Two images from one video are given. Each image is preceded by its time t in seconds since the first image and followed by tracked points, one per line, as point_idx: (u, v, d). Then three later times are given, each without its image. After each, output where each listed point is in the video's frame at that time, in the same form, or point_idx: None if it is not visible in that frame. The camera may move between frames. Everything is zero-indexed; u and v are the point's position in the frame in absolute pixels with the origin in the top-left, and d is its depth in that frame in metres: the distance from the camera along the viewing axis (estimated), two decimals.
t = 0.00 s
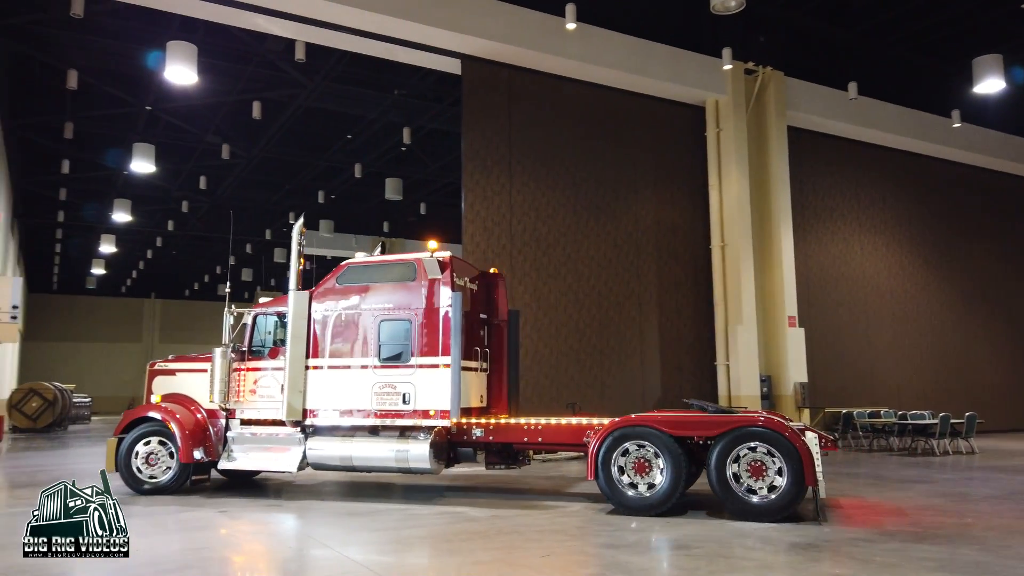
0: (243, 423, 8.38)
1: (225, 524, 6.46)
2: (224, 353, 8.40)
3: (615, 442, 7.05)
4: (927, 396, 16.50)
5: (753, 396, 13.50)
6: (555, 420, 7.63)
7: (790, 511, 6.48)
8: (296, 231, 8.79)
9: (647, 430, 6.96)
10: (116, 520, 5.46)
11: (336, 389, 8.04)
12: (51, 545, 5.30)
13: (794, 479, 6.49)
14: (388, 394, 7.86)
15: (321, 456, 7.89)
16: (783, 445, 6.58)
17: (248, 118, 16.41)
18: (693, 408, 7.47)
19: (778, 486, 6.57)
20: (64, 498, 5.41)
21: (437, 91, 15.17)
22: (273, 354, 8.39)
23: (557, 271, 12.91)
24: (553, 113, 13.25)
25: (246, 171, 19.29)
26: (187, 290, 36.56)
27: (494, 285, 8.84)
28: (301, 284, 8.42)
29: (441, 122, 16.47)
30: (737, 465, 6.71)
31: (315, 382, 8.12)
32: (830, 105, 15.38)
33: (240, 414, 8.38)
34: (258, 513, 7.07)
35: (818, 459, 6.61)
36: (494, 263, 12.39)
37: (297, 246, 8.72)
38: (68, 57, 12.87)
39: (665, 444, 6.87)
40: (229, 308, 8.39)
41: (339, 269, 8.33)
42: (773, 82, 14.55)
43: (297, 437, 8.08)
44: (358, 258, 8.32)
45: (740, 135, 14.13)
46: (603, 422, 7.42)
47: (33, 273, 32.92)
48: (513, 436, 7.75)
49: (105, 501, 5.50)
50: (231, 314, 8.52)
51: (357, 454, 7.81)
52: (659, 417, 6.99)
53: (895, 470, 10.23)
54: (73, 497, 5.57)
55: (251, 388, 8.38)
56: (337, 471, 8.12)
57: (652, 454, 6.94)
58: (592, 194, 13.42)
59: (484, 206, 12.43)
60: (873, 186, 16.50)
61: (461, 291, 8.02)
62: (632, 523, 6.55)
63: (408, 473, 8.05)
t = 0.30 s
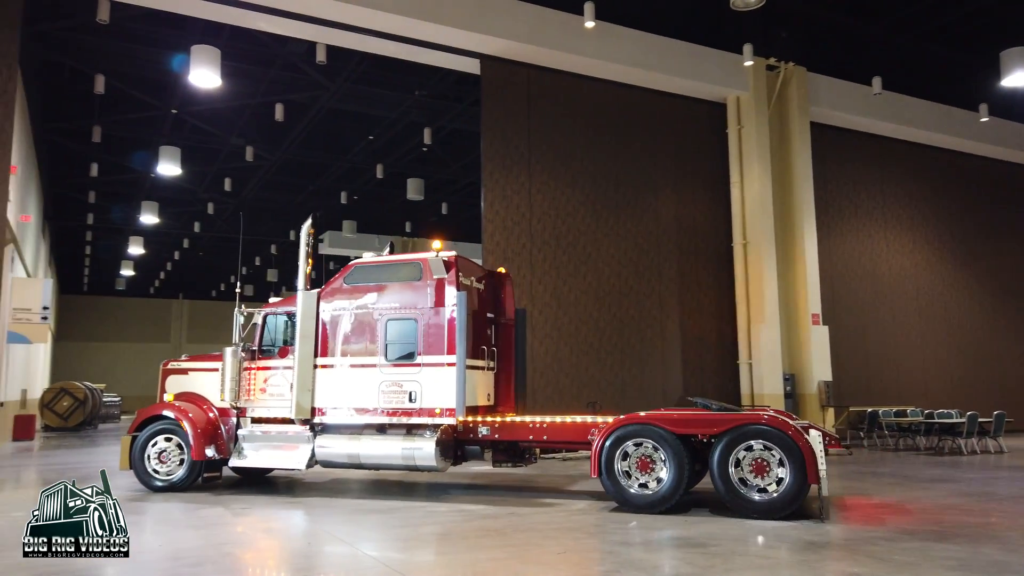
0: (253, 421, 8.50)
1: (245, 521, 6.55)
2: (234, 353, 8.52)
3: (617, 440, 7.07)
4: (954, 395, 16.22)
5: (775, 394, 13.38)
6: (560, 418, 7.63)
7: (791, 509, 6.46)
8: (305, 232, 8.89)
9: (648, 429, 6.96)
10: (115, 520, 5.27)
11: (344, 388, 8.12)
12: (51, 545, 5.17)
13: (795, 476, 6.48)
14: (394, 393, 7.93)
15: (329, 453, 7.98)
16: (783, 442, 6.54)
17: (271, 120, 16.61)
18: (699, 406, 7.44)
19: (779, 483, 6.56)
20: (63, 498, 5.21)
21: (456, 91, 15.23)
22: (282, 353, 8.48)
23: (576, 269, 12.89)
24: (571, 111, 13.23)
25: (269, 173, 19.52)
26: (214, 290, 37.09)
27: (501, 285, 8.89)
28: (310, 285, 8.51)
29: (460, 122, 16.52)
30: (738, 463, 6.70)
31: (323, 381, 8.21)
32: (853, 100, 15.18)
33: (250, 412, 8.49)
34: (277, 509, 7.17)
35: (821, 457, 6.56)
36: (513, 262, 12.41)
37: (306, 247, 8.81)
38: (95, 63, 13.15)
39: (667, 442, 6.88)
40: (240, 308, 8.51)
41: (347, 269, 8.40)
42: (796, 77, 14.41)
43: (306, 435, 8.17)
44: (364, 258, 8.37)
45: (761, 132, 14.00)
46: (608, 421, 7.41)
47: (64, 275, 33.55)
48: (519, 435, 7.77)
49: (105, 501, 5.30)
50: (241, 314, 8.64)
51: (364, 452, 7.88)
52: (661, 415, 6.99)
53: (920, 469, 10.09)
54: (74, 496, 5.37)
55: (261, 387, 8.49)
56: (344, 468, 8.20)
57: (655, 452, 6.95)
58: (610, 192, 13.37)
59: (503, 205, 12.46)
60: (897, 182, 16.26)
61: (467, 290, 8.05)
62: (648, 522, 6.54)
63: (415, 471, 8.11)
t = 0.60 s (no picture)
0: (263, 420, 8.58)
1: (259, 519, 6.62)
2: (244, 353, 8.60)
3: (620, 440, 7.07)
4: (976, 394, 16.00)
5: (792, 394, 13.28)
6: (565, 418, 7.64)
7: (795, 509, 6.42)
8: (313, 233, 8.95)
9: (652, 429, 6.96)
10: (116, 520, 5.21)
11: (351, 388, 8.18)
12: (52, 545, 5.12)
13: (798, 475, 6.44)
14: (400, 392, 7.98)
15: (336, 452, 8.04)
16: (785, 442, 6.51)
17: (289, 122, 16.74)
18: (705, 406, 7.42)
19: (783, 483, 6.52)
20: (63, 499, 5.09)
21: (471, 92, 15.26)
22: (291, 353, 8.54)
23: (590, 269, 12.87)
24: (585, 111, 13.20)
25: (287, 174, 19.66)
26: (234, 290, 37.42)
27: (508, 285, 8.91)
28: (318, 285, 8.58)
29: (475, 123, 16.54)
30: (741, 463, 6.67)
31: (331, 381, 8.28)
32: (871, 98, 15.03)
33: (260, 411, 8.57)
34: (290, 508, 7.24)
35: (826, 458, 6.52)
36: (528, 262, 12.42)
37: (315, 248, 8.88)
38: (116, 66, 13.33)
39: (672, 442, 6.87)
40: (249, 308, 8.59)
41: (355, 270, 8.46)
42: (813, 74, 14.27)
43: (314, 434, 8.24)
44: (372, 259, 8.42)
45: (778, 130, 13.90)
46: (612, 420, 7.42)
47: (87, 276, 34.01)
48: (524, 434, 7.78)
49: (105, 502, 5.21)
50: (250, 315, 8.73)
51: (371, 451, 7.92)
52: (667, 414, 6.99)
53: (940, 470, 9.98)
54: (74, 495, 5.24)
55: (271, 386, 8.55)
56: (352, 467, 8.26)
57: (660, 451, 6.95)
58: (624, 192, 13.32)
59: (518, 205, 12.47)
60: (916, 179, 16.07)
61: (473, 291, 8.08)
62: (661, 521, 6.54)
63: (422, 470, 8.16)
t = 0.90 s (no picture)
0: (269, 419, 8.62)
1: (268, 517, 6.65)
2: (250, 351, 8.64)
3: (624, 440, 7.08)
4: (988, 395, 15.88)
5: (803, 394, 13.21)
6: (569, 417, 7.64)
7: (800, 508, 6.39)
8: (319, 233, 8.97)
9: (655, 428, 6.96)
10: (116, 520, 5.04)
11: (356, 386, 8.21)
12: (51, 546, 5.01)
13: (804, 474, 6.40)
14: (406, 391, 8.00)
15: (342, 450, 8.08)
16: (790, 440, 6.49)
17: (300, 121, 16.80)
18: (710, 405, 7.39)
19: (788, 483, 6.49)
20: (63, 499, 4.92)
21: (480, 91, 15.27)
22: (297, 352, 8.59)
23: (600, 268, 12.84)
24: (594, 109, 13.17)
25: (298, 173, 19.74)
26: (245, 289, 37.61)
27: (513, 283, 8.91)
28: (324, 284, 8.61)
29: (485, 122, 16.55)
30: (746, 463, 6.65)
31: (337, 379, 8.31)
32: (884, 96, 14.92)
33: (266, 410, 8.62)
34: (298, 505, 7.28)
35: (831, 457, 6.48)
36: (538, 261, 12.41)
37: (321, 248, 8.90)
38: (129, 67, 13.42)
39: (676, 441, 6.86)
40: (255, 307, 8.64)
41: (360, 269, 8.47)
42: (825, 72, 14.17)
43: (320, 432, 8.28)
44: (378, 259, 8.45)
45: (789, 128, 13.82)
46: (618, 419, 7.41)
47: (100, 275, 34.25)
48: (529, 433, 7.79)
49: (105, 502, 5.03)
50: (257, 313, 8.78)
51: (377, 449, 7.95)
52: (671, 414, 6.98)
53: (953, 470, 9.92)
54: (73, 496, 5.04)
55: (277, 384, 8.60)
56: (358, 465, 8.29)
57: (663, 450, 6.94)
58: (633, 190, 13.29)
59: (528, 204, 12.47)
60: (928, 178, 15.95)
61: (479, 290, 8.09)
62: (671, 521, 6.53)
63: (427, 468, 8.18)
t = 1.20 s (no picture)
0: (276, 416, 8.62)
1: (275, 514, 6.66)
2: (257, 349, 8.65)
3: (631, 438, 7.05)
4: (998, 395, 15.78)
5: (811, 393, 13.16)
6: (577, 415, 7.61)
7: (810, 507, 6.36)
8: (326, 230, 8.97)
9: (663, 427, 6.93)
10: (117, 520, 5.06)
11: (363, 384, 8.21)
12: (52, 545, 4.98)
13: (814, 473, 6.37)
14: (413, 388, 8.00)
15: (349, 448, 8.08)
16: (799, 439, 6.46)
17: (307, 119, 16.83)
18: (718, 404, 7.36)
19: (798, 482, 6.46)
20: (63, 499, 4.95)
21: (487, 89, 15.25)
22: (304, 349, 8.59)
23: (608, 266, 12.82)
24: (601, 107, 13.13)
25: (305, 172, 19.78)
26: (251, 287, 37.69)
27: (520, 281, 8.89)
28: (331, 282, 8.62)
29: (492, 120, 16.54)
30: (755, 462, 6.61)
31: (344, 377, 8.32)
32: (893, 94, 14.84)
33: (273, 407, 8.62)
34: (306, 503, 7.30)
35: (840, 456, 6.45)
36: (545, 260, 12.40)
37: (328, 245, 8.89)
38: (138, 66, 13.47)
39: (684, 440, 6.83)
40: (262, 304, 8.65)
41: (367, 266, 8.47)
42: (834, 70, 14.09)
43: (327, 430, 8.29)
44: (384, 257, 8.44)
45: (798, 127, 13.75)
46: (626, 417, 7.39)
47: (107, 272, 34.37)
48: (536, 432, 7.77)
49: (104, 501, 5.05)
50: (264, 311, 8.78)
51: (384, 447, 7.96)
52: (678, 412, 6.96)
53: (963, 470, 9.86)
54: (72, 497, 5.08)
55: (284, 382, 8.61)
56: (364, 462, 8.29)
57: (671, 449, 6.91)
58: (641, 189, 13.25)
59: (535, 202, 12.45)
60: (938, 176, 15.85)
61: (486, 288, 8.07)
62: (680, 520, 6.51)
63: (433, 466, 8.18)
